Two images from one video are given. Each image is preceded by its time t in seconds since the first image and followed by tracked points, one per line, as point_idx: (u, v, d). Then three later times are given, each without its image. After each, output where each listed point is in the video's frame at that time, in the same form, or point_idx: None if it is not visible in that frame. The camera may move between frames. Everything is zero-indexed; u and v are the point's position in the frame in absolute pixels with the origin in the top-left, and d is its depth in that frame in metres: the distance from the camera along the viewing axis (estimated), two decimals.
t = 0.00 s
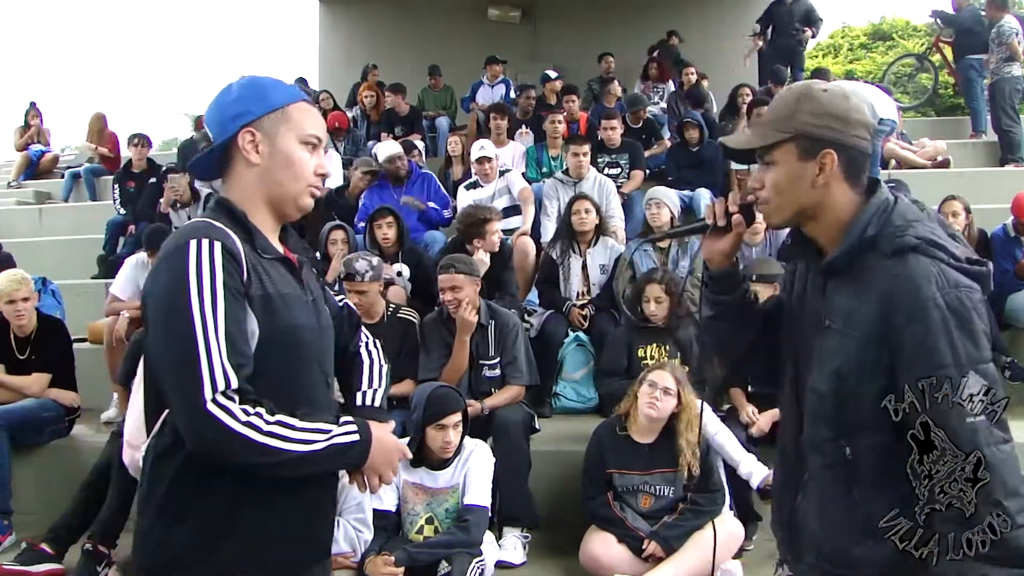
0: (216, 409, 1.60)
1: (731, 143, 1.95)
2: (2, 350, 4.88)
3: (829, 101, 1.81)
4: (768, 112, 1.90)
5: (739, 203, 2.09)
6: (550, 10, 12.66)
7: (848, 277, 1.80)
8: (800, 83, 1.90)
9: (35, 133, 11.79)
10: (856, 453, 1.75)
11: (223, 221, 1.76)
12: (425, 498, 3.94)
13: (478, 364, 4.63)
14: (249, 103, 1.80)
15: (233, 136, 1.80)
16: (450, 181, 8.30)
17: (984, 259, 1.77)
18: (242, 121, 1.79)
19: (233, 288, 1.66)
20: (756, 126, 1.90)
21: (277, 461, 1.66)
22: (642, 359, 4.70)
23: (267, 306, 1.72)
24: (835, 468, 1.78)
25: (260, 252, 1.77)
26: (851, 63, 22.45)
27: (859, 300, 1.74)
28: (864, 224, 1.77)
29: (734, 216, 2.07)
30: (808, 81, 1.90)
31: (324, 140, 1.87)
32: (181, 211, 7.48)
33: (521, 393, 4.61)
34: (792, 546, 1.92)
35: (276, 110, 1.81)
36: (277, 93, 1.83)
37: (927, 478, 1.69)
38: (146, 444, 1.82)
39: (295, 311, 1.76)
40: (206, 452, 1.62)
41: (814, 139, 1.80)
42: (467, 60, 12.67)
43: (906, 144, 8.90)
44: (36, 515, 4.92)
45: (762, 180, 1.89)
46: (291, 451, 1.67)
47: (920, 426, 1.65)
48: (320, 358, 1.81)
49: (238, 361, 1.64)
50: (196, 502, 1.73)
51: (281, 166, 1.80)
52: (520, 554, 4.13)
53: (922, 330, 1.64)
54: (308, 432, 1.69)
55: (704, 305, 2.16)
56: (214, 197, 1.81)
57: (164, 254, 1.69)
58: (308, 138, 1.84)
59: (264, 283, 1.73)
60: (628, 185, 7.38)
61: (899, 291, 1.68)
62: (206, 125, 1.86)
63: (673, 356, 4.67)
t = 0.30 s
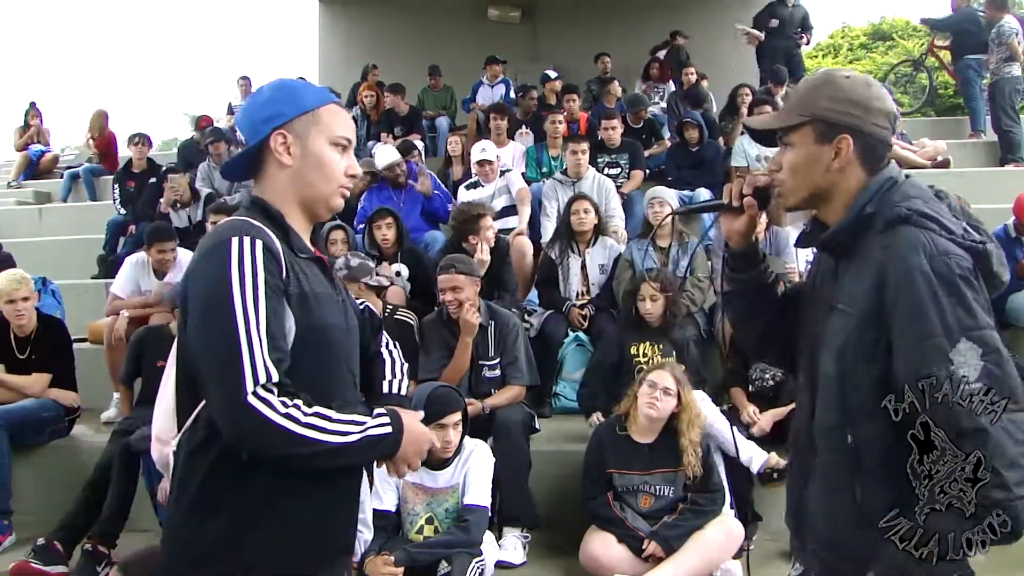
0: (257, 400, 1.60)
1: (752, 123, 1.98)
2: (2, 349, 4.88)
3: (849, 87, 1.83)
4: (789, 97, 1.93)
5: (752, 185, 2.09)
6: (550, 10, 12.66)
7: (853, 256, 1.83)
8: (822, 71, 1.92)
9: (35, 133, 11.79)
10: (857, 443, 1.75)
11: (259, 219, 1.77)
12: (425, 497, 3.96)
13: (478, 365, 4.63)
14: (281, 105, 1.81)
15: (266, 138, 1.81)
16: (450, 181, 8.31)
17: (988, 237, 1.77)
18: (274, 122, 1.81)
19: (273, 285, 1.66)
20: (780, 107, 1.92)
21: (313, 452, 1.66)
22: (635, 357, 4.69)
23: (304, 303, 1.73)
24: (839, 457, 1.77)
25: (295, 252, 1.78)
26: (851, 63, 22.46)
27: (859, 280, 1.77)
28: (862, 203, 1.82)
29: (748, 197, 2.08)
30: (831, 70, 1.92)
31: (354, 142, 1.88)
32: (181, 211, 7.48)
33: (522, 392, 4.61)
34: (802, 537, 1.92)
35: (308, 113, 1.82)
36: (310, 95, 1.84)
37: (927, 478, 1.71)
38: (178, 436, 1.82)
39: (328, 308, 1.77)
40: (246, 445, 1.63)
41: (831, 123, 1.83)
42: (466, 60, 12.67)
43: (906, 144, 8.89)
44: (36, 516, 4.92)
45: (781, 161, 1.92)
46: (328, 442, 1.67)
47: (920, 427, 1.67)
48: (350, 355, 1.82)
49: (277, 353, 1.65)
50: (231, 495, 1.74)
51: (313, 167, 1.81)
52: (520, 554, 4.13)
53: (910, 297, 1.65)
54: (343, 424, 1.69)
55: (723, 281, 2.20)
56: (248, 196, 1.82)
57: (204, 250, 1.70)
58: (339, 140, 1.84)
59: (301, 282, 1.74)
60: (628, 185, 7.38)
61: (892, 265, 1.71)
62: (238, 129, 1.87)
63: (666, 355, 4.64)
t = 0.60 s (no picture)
0: (288, 395, 1.61)
1: (735, 145, 1.98)
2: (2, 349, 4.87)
3: (828, 101, 1.84)
4: (770, 115, 1.93)
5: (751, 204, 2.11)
6: (550, 10, 12.67)
7: (848, 264, 1.83)
8: (800, 84, 1.92)
9: (35, 132, 11.80)
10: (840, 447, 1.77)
11: (277, 220, 1.78)
12: (424, 498, 3.95)
13: (477, 367, 4.63)
14: (295, 111, 1.82)
15: (280, 143, 1.82)
16: (451, 181, 8.30)
17: (982, 252, 1.77)
18: (289, 127, 1.81)
19: (300, 284, 1.69)
20: (762, 126, 1.92)
21: (341, 445, 1.66)
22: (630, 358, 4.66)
23: (326, 302, 1.76)
24: (826, 459, 1.80)
25: (317, 252, 1.81)
26: (851, 65, 22.50)
27: (850, 286, 1.79)
28: (858, 212, 1.82)
29: (745, 215, 2.08)
30: (807, 82, 1.92)
31: (367, 146, 1.88)
32: (181, 211, 7.47)
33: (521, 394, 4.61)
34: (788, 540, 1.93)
35: (321, 117, 1.82)
36: (323, 100, 1.84)
37: (927, 479, 1.65)
38: (197, 436, 1.79)
39: (346, 308, 1.79)
40: (278, 440, 1.63)
41: (817, 138, 1.83)
42: (467, 61, 12.68)
43: (906, 146, 8.89)
44: (35, 515, 4.92)
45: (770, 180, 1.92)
46: (357, 435, 1.67)
47: (921, 426, 1.63)
48: (367, 354, 1.84)
49: (306, 351, 1.67)
50: (253, 494, 1.74)
51: (327, 171, 1.82)
52: (519, 554, 4.13)
53: (899, 308, 1.66)
54: (371, 416, 1.70)
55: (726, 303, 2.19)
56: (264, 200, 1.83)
57: (228, 251, 1.71)
58: (352, 145, 1.85)
59: (324, 281, 1.77)
60: (629, 186, 7.39)
61: (883, 273, 1.71)
62: (254, 134, 1.88)
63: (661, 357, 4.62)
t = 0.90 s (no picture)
0: (302, 398, 1.64)
1: (708, 143, 1.93)
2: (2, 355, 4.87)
3: (805, 115, 1.81)
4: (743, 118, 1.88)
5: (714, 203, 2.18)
6: (548, 14, 12.67)
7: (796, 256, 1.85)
8: (777, 92, 1.89)
9: (34, 139, 11.81)
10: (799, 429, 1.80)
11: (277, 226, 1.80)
12: (425, 504, 3.95)
13: (477, 372, 4.64)
14: (294, 120, 1.85)
15: (278, 151, 1.85)
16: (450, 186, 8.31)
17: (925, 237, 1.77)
18: (288, 136, 1.84)
19: (310, 288, 1.73)
20: (734, 130, 1.88)
21: (349, 447, 1.71)
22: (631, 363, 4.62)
23: (330, 306, 1.80)
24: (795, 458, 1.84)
25: (319, 258, 1.85)
26: (850, 68, 22.51)
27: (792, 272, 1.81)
28: (810, 209, 1.80)
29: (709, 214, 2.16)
30: (784, 90, 1.89)
31: (363, 155, 1.93)
32: (181, 217, 7.47)
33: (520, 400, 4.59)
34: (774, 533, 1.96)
35: (319, 127, 1.86)
36: (319, 111, 1.88)
37: (927, 479, 1.85)
38: (201, 444, 1.78)
39: (346, 310, 1.84)
40: (290, 443, 1.66)
41: (787, 149, 1.80)
42: (465, 66, 12.70)
43: (905, 149, 8.89)
44: (35, 522, 4.91)
45: (735, 181, 1.88)
46: (364, 436, 1.72)
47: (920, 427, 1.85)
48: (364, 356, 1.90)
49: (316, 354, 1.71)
50: (260, 496, 1.75)
51: (325, 180, 1.85)
52: (520, 559, 4.13)
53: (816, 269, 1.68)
54: (376, 419, 1.75)
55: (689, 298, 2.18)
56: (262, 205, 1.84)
57: (236, 255, 1.73)
58: (349, 154, 1.88)
59: (328, 285, 1.81)
60: (628, 190, 7.40)
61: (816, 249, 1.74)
62: (250, 142, 1.90)
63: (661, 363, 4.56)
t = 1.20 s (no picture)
0: (281, 403, 1.63)
1: (641, 170, 1.98)
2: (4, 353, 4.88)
3: (732, 135, 1.90)
4: (674, 143, 1.95)
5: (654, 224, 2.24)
6: (551, 14, 12.67)
7: (746, 271, 1.88)
8: (703, 116, 1.98)
9: (37, 136, 11.81)
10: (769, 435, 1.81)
11: (261, 224, 1.78)
12: (426, 502, 3.95)
13: (477, 371, 4.65)
14: (278, 114, 1.83)
15: (263, 146, 1.82)
16: (452, 185, 8.31)
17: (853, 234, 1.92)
18: (272, 131, 1.82)
19: (289, 288, 1.72)
20: (666, 154, 1.94)
21: (330, 455, 1.68)
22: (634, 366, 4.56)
23: (311, 306, 1.78)
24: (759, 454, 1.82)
25: (301, 256, 1.83)
26: (852, 69, 22.53)
27: (756, 288, 1.83)
28: (749, 223, 1.89)
29: (653, 234, 2.21)
30: (709, 113, 1.98)
31: (348, 150, 1.91)
32: (183, 215, 7.48)
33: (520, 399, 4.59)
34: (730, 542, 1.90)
35: (304, 121, 1.84)
36: (304, 105, 1.86)
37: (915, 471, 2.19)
38: (180, 445, 1.78)
39: (328, 309, 1.82)
40: (272, 447, 1.65)
41: (722, 169, 1.87)
42: (468, 66, 12.71)
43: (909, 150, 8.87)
44: (38, 518, 4.92)
45: (673, 204, 1.94)
46: (345, 446, 1.69)
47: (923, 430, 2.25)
48: (347, 357, 1.88)
49: (296, 356, 1.70)
50: (240, 498, 1.74)
51: (311, 175, 1.83)
52: (521, 558, 4.12)
53: (808, 287, 1.74)
54: (357, 428, 1.73)
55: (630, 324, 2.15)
56: (244, 202, 1.82)
57: (217, 255, 1.71)
58: (334, 148, 1.87)
59: (309, 285, 1.79)
60: (629, 190, 7.39)
61: (788, 264, 1.79)
62: (232, 138, 1.87)
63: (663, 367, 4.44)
